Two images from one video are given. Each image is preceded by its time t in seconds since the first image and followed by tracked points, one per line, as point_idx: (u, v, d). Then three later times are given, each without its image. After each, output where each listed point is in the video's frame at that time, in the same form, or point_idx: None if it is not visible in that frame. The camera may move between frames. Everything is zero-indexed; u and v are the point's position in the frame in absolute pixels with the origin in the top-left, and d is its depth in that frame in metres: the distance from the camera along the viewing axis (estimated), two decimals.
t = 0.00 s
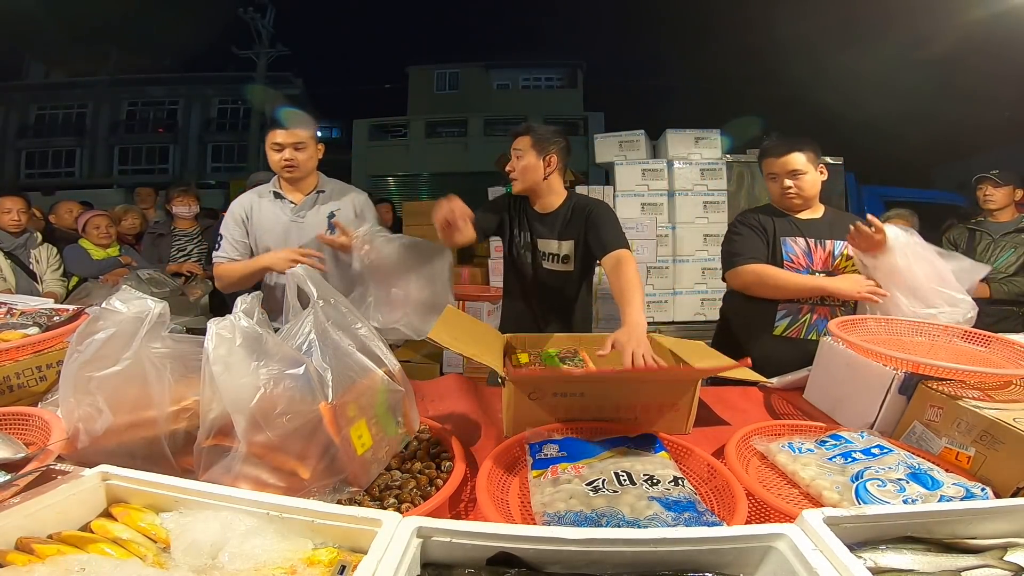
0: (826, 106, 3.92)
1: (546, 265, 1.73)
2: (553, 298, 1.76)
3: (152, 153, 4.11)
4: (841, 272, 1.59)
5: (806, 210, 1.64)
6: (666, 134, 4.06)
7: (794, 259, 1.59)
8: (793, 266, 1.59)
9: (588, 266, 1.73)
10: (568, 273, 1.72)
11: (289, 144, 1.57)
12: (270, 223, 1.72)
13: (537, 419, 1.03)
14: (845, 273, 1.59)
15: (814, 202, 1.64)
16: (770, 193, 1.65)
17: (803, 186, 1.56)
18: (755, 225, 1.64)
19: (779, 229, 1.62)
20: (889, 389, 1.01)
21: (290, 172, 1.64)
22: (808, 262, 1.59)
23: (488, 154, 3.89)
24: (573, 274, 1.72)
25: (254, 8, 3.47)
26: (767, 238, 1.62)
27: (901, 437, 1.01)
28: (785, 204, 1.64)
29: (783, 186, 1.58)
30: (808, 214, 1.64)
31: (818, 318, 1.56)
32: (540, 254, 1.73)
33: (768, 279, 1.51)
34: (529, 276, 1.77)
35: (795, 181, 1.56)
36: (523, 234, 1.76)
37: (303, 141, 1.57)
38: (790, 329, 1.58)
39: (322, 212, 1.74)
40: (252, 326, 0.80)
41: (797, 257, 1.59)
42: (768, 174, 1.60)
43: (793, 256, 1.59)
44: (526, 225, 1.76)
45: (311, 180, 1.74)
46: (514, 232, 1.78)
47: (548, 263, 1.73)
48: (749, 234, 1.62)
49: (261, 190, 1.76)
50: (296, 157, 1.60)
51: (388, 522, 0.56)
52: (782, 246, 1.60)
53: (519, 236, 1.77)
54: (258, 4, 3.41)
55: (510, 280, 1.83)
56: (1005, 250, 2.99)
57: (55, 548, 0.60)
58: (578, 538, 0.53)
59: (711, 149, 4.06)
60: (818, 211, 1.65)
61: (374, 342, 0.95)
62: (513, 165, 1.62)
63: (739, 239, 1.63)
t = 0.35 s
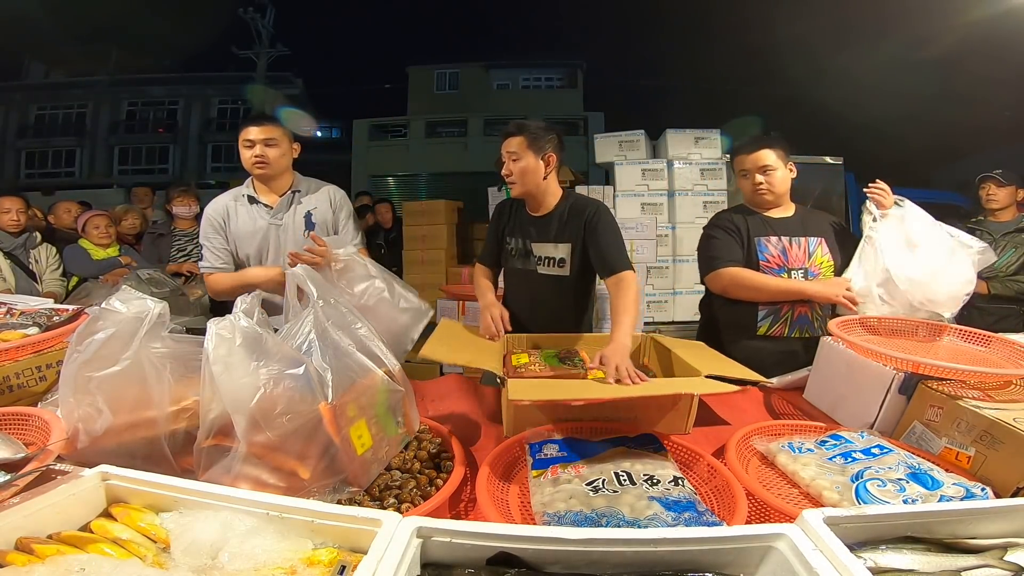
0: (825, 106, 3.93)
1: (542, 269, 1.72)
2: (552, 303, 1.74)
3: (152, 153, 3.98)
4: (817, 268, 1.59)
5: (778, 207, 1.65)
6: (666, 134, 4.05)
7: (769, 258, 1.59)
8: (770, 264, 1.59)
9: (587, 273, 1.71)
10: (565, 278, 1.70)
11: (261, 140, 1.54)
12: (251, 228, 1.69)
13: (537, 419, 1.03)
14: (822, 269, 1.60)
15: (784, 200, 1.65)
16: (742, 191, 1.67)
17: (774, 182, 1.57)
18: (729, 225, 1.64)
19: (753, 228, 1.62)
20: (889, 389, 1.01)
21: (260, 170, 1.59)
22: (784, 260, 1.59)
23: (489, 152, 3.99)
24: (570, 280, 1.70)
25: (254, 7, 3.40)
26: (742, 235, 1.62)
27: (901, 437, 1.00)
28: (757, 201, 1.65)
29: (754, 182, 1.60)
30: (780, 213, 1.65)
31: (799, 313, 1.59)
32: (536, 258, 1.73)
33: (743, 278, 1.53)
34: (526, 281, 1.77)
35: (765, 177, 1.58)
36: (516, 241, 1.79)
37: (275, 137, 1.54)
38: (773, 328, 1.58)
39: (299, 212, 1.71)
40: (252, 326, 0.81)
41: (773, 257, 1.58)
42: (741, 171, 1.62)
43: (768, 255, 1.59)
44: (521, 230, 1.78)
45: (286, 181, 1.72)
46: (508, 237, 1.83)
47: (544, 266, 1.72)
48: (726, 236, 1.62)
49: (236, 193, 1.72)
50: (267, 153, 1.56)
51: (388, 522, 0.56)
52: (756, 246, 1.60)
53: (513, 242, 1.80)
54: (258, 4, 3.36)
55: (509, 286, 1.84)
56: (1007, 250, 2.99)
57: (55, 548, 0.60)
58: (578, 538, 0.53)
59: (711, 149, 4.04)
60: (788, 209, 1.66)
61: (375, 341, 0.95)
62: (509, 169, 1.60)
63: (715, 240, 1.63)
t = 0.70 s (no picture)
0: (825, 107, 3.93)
1: (529, 268, 1.71)
2: (540, 304, 1.72)
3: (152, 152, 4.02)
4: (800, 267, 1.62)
5: (758, 206, 1.66)
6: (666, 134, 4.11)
7: (755, 259, 1.59)
8: (757, 265, 1.59)
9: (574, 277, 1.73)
10: (552, 276, 1.70)
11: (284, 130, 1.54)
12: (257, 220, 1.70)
13: (538, 419, 1.03)
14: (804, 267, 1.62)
15: (764, 200, 1.65)
16: (722, 191, 1.65)
17: (754, 181, 1.56)
18: (713, 226, 1.62)
19: (737, 228, 1.61)
20: (889, 389, 1.01)
21: (279, 161, 1.60)
22: (770, 260, 1.59)
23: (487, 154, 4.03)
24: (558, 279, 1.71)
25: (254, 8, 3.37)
26: (725, 235, 1.61)
27: (901, 437, 1.00)
28: (738, 200, 1.64)
29: (735, 183, 1.58)
30: (761, 213, 1.66)
31: (785, 312, 1.60)
32: (521, 258, 1.71)
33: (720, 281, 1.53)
34: (513, 283, 1.73)
35: (746, 177, 1.56)
36: (496, 242, 1.74)
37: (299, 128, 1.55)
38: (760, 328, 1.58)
39: (307, 209, 1.69)
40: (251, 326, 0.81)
41: (759, 257, 1.59)
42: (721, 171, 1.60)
43: (754, 256, 1.59)
44: (502, 229, 1.74)
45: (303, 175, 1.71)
46: (489, 237, 1.76)
47: (530, 266, 1.71)
48: (708, 237, 1.60)
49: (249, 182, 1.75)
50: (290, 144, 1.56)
51: (388, 522, 0.56)
52: (741, 247, 1.59)
53: (494, 242, 1.74)
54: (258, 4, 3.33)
55: (492, 290, 1.78)
56: (1006, 250, 3.03)
57: (55, 548, 0.60)
58: (577, 537, 0.53)
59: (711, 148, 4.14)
60: (765, 209, 1.67)
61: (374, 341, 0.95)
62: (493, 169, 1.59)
63: (696, 241, 1.61)
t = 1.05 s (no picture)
0: (827, 107, 3.90)
1: (518, 267, 1.76)
2: (531, 296, 1.78)
3: (152, 153, 4.06)
4: (809, 266, 1.61)
5: (764, 207, 1.66)
6: (666, 134, 4.38)
7: (771, 258, 1.58)
8: (771, 264, 1.58)
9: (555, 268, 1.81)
10: (539, 270, 1.77)
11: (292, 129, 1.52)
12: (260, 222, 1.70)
13: (538, 419, 1.02)
14: (814, 267, 1.62)
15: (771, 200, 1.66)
16: (729, 191, 1.66)
17: (762, 182, 1.57)
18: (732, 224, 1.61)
19: (751, 226, 1.61)
20: (889, 389, 1.01)
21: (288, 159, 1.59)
22: (783, 260, 1.59)
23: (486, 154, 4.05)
24: (544, 272, 1.78)
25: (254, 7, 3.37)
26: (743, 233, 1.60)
27: (901, 437, 1.00)
28: (746, 201, 1.64)
29: (743, 183, 1.59)
30: (767, 213, 1.66)
31: (796, 312, 1.61)
32: (508, 258, 1.75)
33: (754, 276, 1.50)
34: (502, 282, 1.76)
35: (754, 178, 1.57)
36: (478, 247, 1.74)
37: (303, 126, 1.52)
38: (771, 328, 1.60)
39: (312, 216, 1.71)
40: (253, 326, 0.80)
41: (773, 255, 1.58)
42: (730, 173, 1.60)
43: (770, 254, 1.59)
44: (481, 231, 1.74)
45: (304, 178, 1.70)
46: (470, 241, 1.75)
47: (519, 263, 1.76)
48: (726, 234, 1.59)
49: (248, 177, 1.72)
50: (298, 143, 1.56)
51: (388, 522, 0.56)
52: (758, 246, 1.59)
53: (475, 247, 1.73)
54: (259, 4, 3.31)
55: (479, 293, 1.79)
56: (1006, 250, 3.04)
57: (55, 548, 0.60)
58: (577, 537, 0.53)
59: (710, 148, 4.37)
60: (773, 210, 1.67)
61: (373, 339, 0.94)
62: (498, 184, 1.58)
63: (716, 236, 1.60)
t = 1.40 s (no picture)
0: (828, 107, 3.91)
1: (540, 266, 1.77)
2: (550, 296, 1.80)
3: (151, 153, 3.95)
4: (834, 268, 1.60)
5: (796, 206, 1.65)
6: (666, 134, 4.21)
7: (788, 257, 1.58)
8: (788, 262, 1.59)
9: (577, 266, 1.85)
10: (562, 270, 1.80)
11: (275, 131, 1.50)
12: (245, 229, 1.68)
13: (538, 419, 1.02)
14: (838, 269, 1.61)
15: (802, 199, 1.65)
16: (766, 191, 1.62)
17: (802, 181, 1.54)
18: (743, 225, 1.62)
19: (771, 227, 1.61)
20: (889, 389, 1.01)
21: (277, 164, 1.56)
22: (803, 258, 1.59)
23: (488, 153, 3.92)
24: (566, 272, 1.81)
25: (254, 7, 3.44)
26: (754, 238, 1.61)
27: (901, 437, 1.00)
28: (783, 200, 1.62)
29: (783, 180, 1.55)
30: (797, 212, 1.66)
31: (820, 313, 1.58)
32: (531, 257, 1.76)
33: (732, 284, 1.56)
34: (522, 281, 1.76)
35: (794, 176, 1.54)
36: (501, 244, 1.74)
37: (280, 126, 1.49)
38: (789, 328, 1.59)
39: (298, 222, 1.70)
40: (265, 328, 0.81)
41: (791, 254, 1.58)
42: (765, 170, 1.57)
43: (787, 252, 1.59)
44: (507, 229, 1.74)
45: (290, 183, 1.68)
46: (493, 238, 1.74)
47: (542, 263, 1.77)
48: (733, 237, 1.61)
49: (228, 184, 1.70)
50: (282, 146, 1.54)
51: (388, 523, 0.56)
52: (775, 243, 1.59)
53: (499, 244, 1.73)
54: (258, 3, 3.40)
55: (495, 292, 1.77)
56: (1008, 250, 3.04)
57: (54, 548, 0.60)
58: (576, 538, 0.53)
59: (712, 149, 4.22)
60: (801, 208, 1.66)
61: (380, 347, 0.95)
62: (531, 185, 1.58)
63: (716, 240, 1.63)
